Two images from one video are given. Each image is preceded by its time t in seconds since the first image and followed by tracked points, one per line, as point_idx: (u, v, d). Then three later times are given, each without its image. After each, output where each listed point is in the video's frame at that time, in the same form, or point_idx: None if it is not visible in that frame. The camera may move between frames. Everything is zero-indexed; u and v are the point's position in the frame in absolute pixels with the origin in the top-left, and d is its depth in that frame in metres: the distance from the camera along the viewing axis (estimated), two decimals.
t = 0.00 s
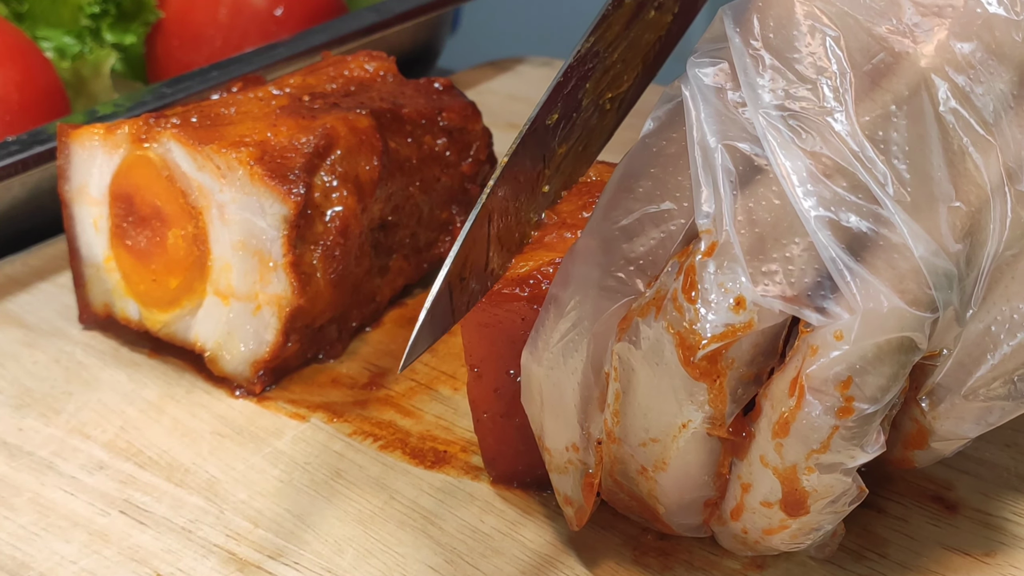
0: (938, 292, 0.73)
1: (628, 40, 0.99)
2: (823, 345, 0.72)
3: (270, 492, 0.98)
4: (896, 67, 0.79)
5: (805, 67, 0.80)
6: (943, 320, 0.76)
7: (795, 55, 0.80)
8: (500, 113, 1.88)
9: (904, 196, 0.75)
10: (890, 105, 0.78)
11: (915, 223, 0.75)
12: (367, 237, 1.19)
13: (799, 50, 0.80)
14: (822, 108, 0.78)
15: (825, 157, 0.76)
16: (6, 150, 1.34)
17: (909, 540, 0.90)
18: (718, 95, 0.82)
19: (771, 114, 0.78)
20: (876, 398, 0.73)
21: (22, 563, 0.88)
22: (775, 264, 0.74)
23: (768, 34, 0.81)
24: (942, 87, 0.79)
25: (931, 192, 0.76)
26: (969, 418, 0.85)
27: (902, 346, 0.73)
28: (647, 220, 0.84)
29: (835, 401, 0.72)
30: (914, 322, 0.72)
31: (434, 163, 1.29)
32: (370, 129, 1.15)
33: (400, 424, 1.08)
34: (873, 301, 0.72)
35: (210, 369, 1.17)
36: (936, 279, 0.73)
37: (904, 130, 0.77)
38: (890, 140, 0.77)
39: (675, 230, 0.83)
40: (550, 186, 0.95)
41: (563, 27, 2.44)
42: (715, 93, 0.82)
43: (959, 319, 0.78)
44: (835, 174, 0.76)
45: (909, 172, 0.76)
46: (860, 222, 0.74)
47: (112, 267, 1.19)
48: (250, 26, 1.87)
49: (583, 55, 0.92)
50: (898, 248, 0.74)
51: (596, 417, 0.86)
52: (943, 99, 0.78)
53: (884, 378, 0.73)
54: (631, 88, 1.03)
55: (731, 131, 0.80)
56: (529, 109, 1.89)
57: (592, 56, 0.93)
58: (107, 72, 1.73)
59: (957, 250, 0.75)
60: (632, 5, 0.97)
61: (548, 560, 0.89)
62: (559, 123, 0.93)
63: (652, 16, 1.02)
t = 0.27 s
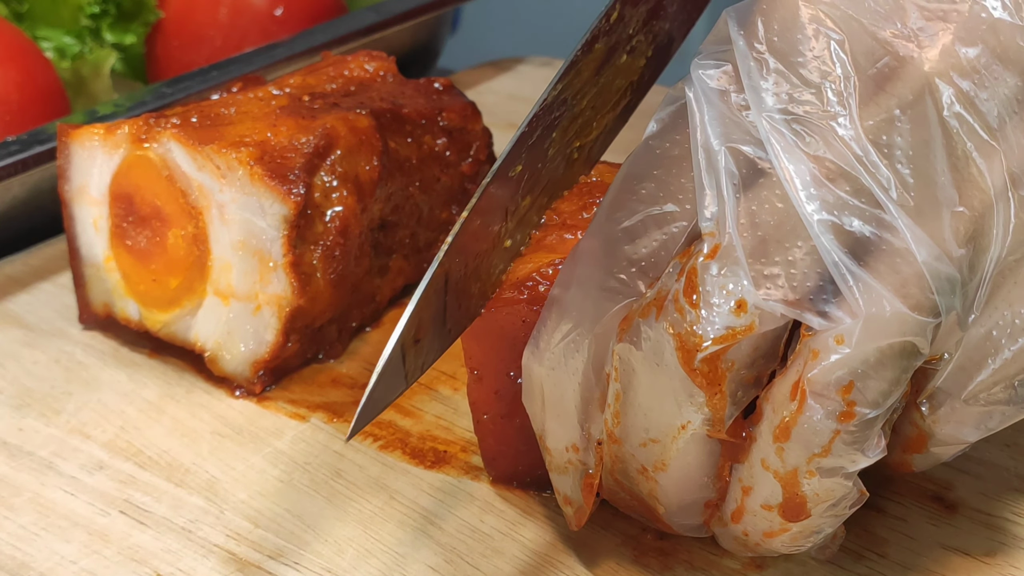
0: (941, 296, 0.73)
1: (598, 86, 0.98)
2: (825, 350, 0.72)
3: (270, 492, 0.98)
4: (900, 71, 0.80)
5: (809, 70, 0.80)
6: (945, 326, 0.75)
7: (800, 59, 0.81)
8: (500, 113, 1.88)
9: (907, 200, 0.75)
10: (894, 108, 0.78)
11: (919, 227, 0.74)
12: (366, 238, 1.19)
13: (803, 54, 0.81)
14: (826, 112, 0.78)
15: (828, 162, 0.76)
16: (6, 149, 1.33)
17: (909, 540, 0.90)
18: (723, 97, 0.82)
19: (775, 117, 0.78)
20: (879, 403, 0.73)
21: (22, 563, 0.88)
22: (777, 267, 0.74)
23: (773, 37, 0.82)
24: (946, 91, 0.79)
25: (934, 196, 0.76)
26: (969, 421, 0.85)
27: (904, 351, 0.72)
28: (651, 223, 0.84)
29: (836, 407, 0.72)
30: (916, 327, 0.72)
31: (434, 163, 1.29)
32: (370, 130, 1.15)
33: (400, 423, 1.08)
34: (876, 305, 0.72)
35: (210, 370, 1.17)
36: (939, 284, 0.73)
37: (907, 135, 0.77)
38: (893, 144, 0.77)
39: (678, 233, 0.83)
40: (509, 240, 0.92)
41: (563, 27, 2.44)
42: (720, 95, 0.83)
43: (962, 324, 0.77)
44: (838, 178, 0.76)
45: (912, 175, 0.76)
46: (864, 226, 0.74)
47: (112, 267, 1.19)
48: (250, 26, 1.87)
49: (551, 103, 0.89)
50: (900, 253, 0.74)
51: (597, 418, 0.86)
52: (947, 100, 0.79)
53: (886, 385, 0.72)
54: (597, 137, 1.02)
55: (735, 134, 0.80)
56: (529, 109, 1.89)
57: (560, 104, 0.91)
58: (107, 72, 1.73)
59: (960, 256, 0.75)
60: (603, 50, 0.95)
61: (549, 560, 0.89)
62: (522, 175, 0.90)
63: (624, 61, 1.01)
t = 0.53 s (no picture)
0: (945, 293, 0.73)
1: (556, 151, 1.00)
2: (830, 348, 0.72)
3: (270, 492, 0.98)
4: (902, 68, 0.80)
5: (811, 67, 0.80)
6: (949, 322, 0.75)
7: (801, 56, 0.81)
8: (501, 113, 1.88)
9: (911, 197, 0.75)
10: (896, 105, 0.78)
11: (923, 224, 0.74)
12: (367, 238, 1.18)
13: (805, 51, 0.81)
14: (830, 109, 0.78)
15: (833, 158, 0.77)
16: (5, 149, 1.33)
17: (909, 540, 0.90)
18: (726, 95, 0.82)
19: (779, 116, 0.78)
20: (885, 402, 0.73)
21: (22, 563, 0.88)
22: (782, 266, 0.74)
23: (774, 35, 0.82)
24: (948, 82, 0.79)
25: (937, 193, 0.76)
26: (970, 419, 0.84)
27: (909, 349, 0.72)
28: (660, 223, 0.85)
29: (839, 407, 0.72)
30: (921, 325, 0.72)
31: (434, 163, 1.29)
32: (370, 129, 1.15)
33: (400, 423, 1.08)
34: (879, 303, 0.72)
35: (210, 370, 1.17)
36: (943, 281, 0.73)
37: (910, 132, 0.78)
38: (896, 141, 0.77)
39: (686, 233, 0.83)
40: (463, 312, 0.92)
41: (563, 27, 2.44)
42: (724, 93, 0.83)
43: (966, 320, 0.77)
44: (842, 175, 0.76)
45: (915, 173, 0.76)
46: (867, 223, 0.75)
47: (112, 267, 1.19)
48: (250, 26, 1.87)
49: (504, 166, 0.92)
50: (905, 250, 0.74)
51: (605, 419, 0.85)
52: (949, 94, 0.79)
53: (891, 382, 0.72)
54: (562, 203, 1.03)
55: (739, 132, 0.80)
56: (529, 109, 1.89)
57: (513, 168, 0.93)
58: (107, 72, 1.73)
59: (964, 253, 0.75)
60: (562, 113, 0.98)
61: (549, 560, 0.89)
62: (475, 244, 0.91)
63: (587, 123, 1.04)
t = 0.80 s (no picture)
0: (952, 291, 0.73)
1: (632, 57, 1.02)
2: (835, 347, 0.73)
3: (270, 492, 0.98)
4: (907, 65, 0.79)
5: (817, 63, 0.79)
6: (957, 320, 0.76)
7: (808, 52, 0.80)
8: (500, 113, 1.88)
9: (919, 196, 0.75)
10: (902, 102, 0.78)
11: (929, 222, 0.74)
12: (367, 237, 1.19)
13: (810, 47, 0.80)
14: (837, 106, 0.78)
15: (840, 157, 0.76)
16: (6, 149, 1.33)
17: (908, 540, 0.90)
18: (733, 95, 0.82)
19: (786, 115, 0.78)
20: (892, 400, 0.73)
21: (22, 563, 0.88)
22: (792, 268, 0.74)
23: (779, 33, 0.81)
24: (955, 74, 0.79)
25: (944, 192, 0.76)
26: (976, 413, 0.84)
27: (916, 347, 0.73)
28: (672, 222, 0.84)
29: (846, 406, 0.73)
30: (927, 323, 0.72)
31: (434, 163, 1.29)
32: (370, 129, 1.15)
33: (400, 424, 1.08)
34: (887, 302, 0.72)
35: (210, 369, 1.17)
36: (950, 279, 0.73)
37: (915, 130, 0.77)
38: (901, 139, 0.77)
39: (698, 235, 0.83)
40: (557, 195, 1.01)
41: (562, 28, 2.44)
42: (732, 93, 0.82)
43: (973, 316, 0.78)
44: (850, 174, 0.76)
45: (920, 171, 0.76)
46: (874, 221, 0.74)
47: (112, 267, 1.19)
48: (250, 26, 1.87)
49: (590, 71, 0.95)
50: (911, 249, 0.74)
51: (621, 422, 0.85)
52: (955, 89, 0.79)
53: (898, 380, 0.73)
54: (631, 106, 1.10)
55: (746, 133, 0.80)
56: (529, 109, 1.90)
57: (599, 72, 0.96)
58: (107, 72, 1.73)
59: (970, 251, 0.75)
60: (637, 23, 0.98)
61: (550, 560, 0.89)
62: (565, 137, 0.98)
63: (658, 33, 1.04)
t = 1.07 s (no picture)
0: (959, 299, 0.73)
1: (643, 51, 1.13)
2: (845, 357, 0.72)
3: (270, 492, 0.98)
4: (913, 73, 0.80)
5: (823, 72, 0.80)
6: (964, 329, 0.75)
7: (813, 61, 0.81)
8: (501, 113, 1.88)
9: (926, 204, 0.75)
10: (908, 110, 0.78)
11: (935, 229, 0.75)
12: (367, 237, 1.19)
13: (816, 55, 0.81)
14: (842, 114, 0.78)
15: (845, 165, 0.76)
16: (5, 149, 1.33)
17: (908, 540, 0.90)
18: (737, 101, 0.82)
19: (791, 123, 0.78)
20: (900, 409, 0.73)
21: (22, 563, 0.88)
22: (798, 274, 0.75)
23: (785, 40, 0.82)
24: (962, 84, 0.79)
25: (950, 198, 0.76)
26: (982, 420, 0.84)
27: (924, 355, 0.72)
28: (672, 231, 0.85)
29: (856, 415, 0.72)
30: (934, 331, 0.72)
31: (434, 163, 1.29)
32: (370, 129, 1.15)
33: (400, 424, 1.08)
34: (893, 309, 0.72)
35: (210, 369, 1.17)
36: (956, 287, 0.73)
37: (922, 137, 0.78)
38: (907, 146, 0.77)
39: (698, 241, 0.83)
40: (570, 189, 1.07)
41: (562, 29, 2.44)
42: (735, 99, 0.82)
43: (979, 325, 0.77)
44: (854, 181, 0.76)
45: (927, 178, 0.76)
46: (880, 229, 0.75)
47: (112, 267, 1.19)
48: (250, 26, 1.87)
49: (598, 66, 1.05)
50: (919, 256, 0.74)
51: (622, 427, 0.86)
52: (963, 98, 0.79)
53: (905, 390, 0.72)
54: (642, 101, 1.18)
55: (751, 139, 0.80)
56: (529, 109, 1.90)
57: (609, 67, 1.06)
58: (107, 72, 1.73)
59: (977, 259, 0.75)
60: (648, 17, 1.10)
61: (550, 560, 0.89)
62: (575, 132, 1.06)
63: (669, 28, 1.16)
